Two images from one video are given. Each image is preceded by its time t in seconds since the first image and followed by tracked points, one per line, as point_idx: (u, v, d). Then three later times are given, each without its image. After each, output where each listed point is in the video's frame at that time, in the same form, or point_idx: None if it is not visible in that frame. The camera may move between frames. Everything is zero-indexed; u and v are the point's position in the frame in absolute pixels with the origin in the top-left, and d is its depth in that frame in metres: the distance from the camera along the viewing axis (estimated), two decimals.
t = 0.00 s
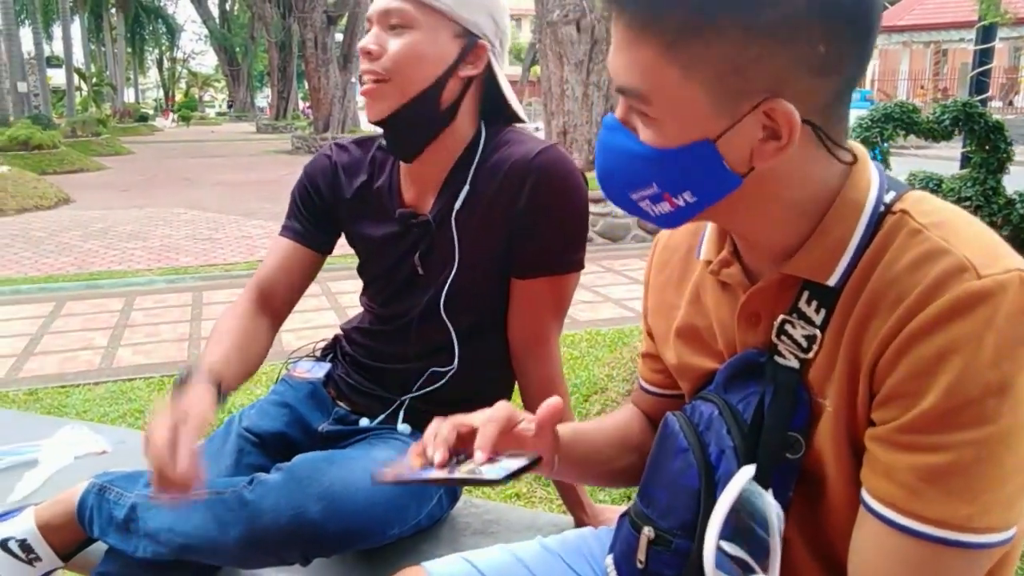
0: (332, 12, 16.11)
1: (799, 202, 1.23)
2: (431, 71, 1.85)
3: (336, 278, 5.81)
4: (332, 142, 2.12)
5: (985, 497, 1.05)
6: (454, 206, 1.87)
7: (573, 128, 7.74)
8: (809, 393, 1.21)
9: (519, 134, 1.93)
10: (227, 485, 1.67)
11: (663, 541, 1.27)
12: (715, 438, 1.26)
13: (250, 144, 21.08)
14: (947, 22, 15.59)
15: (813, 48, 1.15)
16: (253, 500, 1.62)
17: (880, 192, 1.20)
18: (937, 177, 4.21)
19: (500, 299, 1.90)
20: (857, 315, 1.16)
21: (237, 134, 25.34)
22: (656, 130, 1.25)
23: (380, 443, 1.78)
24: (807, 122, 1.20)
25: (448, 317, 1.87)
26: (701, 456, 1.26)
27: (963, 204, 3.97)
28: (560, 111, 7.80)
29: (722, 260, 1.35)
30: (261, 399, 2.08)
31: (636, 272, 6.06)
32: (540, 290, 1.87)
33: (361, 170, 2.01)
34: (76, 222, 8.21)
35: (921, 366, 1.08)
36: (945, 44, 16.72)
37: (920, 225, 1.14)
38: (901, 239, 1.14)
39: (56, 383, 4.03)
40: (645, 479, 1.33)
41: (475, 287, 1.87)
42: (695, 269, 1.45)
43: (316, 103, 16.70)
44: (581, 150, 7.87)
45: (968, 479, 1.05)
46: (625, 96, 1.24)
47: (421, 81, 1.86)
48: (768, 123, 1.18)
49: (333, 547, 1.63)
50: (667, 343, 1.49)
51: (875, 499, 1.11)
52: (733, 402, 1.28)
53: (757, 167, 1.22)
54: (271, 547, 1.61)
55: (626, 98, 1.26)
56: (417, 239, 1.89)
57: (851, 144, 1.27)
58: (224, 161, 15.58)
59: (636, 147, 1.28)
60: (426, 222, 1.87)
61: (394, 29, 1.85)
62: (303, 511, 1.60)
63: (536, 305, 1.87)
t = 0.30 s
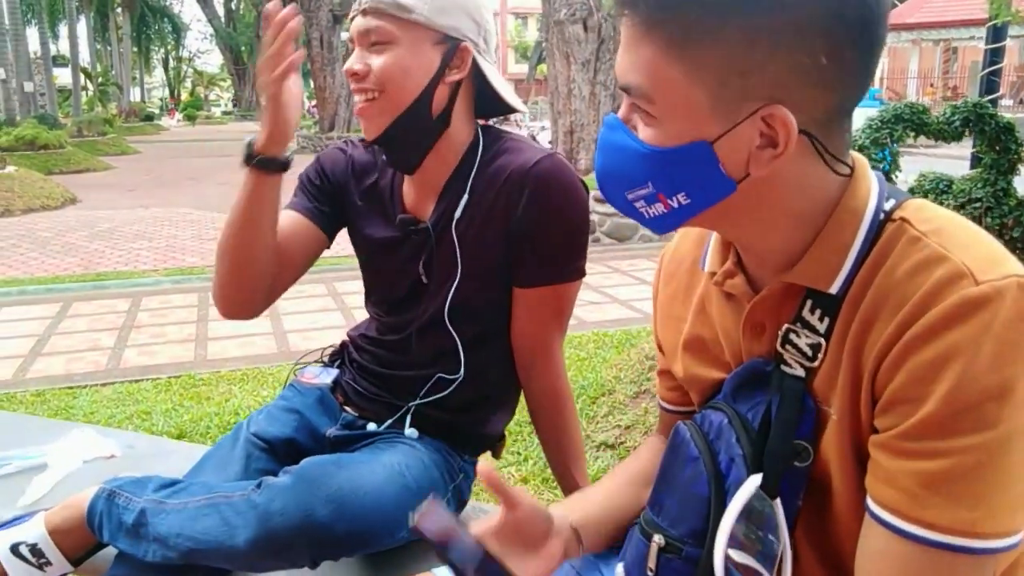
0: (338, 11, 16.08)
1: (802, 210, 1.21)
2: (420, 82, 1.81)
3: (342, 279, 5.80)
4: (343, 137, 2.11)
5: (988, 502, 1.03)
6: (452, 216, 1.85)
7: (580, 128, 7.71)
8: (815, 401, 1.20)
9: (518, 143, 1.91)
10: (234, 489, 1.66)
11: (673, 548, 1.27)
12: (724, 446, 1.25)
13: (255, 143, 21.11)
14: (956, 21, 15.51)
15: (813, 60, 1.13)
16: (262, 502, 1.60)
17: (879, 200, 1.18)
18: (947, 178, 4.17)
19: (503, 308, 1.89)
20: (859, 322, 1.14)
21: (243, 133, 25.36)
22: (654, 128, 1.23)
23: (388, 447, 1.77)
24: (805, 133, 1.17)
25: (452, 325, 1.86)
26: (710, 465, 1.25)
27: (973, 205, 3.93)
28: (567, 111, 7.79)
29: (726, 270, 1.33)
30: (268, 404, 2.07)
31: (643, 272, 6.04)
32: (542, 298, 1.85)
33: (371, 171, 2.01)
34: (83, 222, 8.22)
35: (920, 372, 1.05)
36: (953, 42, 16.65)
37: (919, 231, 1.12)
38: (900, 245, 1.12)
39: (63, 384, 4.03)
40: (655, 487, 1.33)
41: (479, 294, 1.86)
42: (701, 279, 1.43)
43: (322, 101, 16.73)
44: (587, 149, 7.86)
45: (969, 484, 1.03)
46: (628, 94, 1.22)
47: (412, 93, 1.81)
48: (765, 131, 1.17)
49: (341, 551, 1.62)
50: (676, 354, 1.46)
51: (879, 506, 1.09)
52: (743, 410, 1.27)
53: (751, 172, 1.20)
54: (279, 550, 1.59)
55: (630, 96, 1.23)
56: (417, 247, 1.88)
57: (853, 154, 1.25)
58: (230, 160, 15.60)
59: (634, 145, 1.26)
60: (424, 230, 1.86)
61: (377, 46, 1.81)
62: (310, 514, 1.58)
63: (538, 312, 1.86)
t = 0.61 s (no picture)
0: (342, 11, 16.06)
1: (817, 212, 1.21)
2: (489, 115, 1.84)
3: (348, 279, 5.81)
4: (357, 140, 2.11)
5: (995, 508, 1.03)
6: (472, 211, 1.85)
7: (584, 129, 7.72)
8: (827, 403, 1.20)
9: (533, 144, 1.90)
10: (254, 490, 1.66)
11: (687, 550, 1.26)
12: (736, 447, 1.25)
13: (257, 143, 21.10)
14: (959, 24, 15.51)
15: (843, 56, 1.15)
16: (282, 503, 1.60)
17: (895, 204, 1.18)
18: (953, 181, 4.18)
19: (518, 309, 1.89)
20: (872, 325, 1.14)
21: (245, 133, 25.37)
22: (690, 125, 1.21)
23: (403, 449, 1.77)
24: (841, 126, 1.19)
25: (470, 324, 1.86)
26: (723, 466, 1.25)
27: (980, 208, 3.93)
28: (572, 112, 7.80)
29: (742, 270, 1.33)
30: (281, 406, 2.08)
31: (647, 274, 6.04)
32: (559, 300, 1.86)
33: (385, 169, 2.00)
34: (88, 221, 8.22)
35: (932, 376, 1.06)
36: (956, 45, 16.64)
37: (933, 237, 1.12)
38: (913, 250, 1.12)
39: (69, 383, 4.04)
40: (667, 488, 1.32)
41: (493, 294, 1.85)
42: (716, 279, 1.43)
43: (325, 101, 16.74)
44: (592, 151, 7.87)
45: (978, 489, 1.03)
46: (659, 91, 1.21)
47: (482, 125, 1.83)
48: (801, 124, 1.17)
49: (357, 551, 1.62)
50: (689, 352, 1.46)
51: (887, 508, 1.10)
52: (754, 411, 1.27)
53: (785, 169, 1.20)
54: (300, 550, 1.59)
55: (659, 94, 1.22)
56: (433, 242, 1.88)
57: (870, 157, 1.25)
58: (233, 159, 15.60)
59: (664, 144, 1.23)
60: (442, 225, 1.86)
61: (455, 80, 1.76)
62: (330, 514, 1.58)
63: (555, 314, 1.86)
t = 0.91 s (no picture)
0: (345, 11, 16.07)
1: (832, 201, 1.24)
2: (504, 121, 1.87)
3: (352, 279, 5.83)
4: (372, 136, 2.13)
5: (1007, 491, 1.05)
6: (484, 208, 1.88)
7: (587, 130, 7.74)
8: (840, 391, 1.22)
9: (546, 141, 1.95)
10: (269, 482, 1.68)
11: (700, 539, 1.28)
12: (748, 436, 1.26)
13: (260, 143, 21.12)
14: (961, 24, 15.51)
15: (864, 32, 1.20)
16: (296, 496, 1.62)
17: (907, 195, 1.21)
18: (956, 180, 4.20)
19: (529, 305, 1.92)
20: (886, 311, 1.17)
21: (249, 133, 25.41)
22: (722, 107, 1.23)
23: (415, 442, 1.79)
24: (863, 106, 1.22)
25: (482, 321, 1.88)
26: (735, 455, 1.26)
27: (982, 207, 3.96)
28: (575, 112, 7.82)
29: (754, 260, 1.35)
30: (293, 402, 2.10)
31: (650, 274, 6.06)
32: (570, 296, 1.87)
33: (396, 167, 2.01)
34: (93, 220, 8.25)
35: (946, 361, 1.08)
36: (958, 46, 16.64)
37: (946, 225, 1.15)
38: (927, 239, 1.15)
39: (77, 381, 4.06)
40: (681, 478, 1.34)
41: (504, 290, 1.88)
42: (727, 271, 1.45)
43: (327, 101, 16.77)
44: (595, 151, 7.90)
45: (992, 473, 1.05)
46: (690, 73, 1.23)
47: (496, 134, 1.87)
48: (830, 101, 1.20)
49: (372, 543, 1.65)
50: (699, 344, 1.48)
51: (902, 492, 1.12)
52: (765, 402, 1.29)
53: (813, 147, 1.22)
54: (315, 542, 1.61)
55: (688, 77, 1.24)
56: (447, 239, 1.89)
57: (880, 150, 1.28)
58: (237, 159, 15.63)
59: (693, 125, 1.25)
60: (456, 223, 1.88)
61: (474, 90, 1.78)
62: (343, 508, 1.60)
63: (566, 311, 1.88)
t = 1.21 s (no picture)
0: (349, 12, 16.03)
1: (849, 193, 1.23)
2: (501, 87, 1.86)
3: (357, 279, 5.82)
4: (371, 139, 2.13)
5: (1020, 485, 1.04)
6: (493, 208, 1.86)
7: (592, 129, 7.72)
8: (856, 385, 1.21)
9: (556, 141, 1.93)
10: (277, 485, 1.66)
11: (711, 531, 1.28)
12: (761, 430, 1.26)
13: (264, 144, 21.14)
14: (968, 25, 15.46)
15: (879, 22, 1.18)
16: (307, 500, 1.60)
17: (924, 190, 1.20)
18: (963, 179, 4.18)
19: (537, 303, 1.91)
20: (902, 304, 1.15)
21: (254, 133, 25.42)
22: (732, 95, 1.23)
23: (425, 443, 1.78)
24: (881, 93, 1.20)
25: (491, 321, 1.87)
26: (748, 450, 1.26)
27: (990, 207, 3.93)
28: (580, 112, 7.81)
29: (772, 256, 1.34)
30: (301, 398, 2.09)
31: (656, 275, 6.05)
32: (578, 295, 1.87)
33: (399, 168, 2.00)
34: (99, 220, 8.26)
35: (961, 353, 1.06)
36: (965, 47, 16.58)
37: (962, 218, 1.13)
38: (942, 233, 1.14)
39: (83, 380, 4.06)
40: (692, 473, 1.33)
41: (510, 288, 1.86)
42: (745, 267, 1.44)
43: (332, 102, 16.77)
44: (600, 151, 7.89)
45: (1004, 465, 1.04)
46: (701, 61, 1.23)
47: (496, 98, 1.85)
48: (841, 89, 1.19)
49: (382, 548, 1.65)
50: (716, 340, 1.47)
51: (913, 484, 1.10)
52: (779, 395, 1.28)
53: (826, 132, 1.20)
54: (325, 547, 1.59)
55: (701, 66, 1.24)
56: (453, 241, 1.88)
57: (899, 144, 1.27)
58: (242, 159, 15.65)
59: (707, 112, 1.26)
60: (462, 225, 1.86)
61: (468, 43, 1.80)
62: (354, 514, 1.59)
63: (575, 309, 1.88)
